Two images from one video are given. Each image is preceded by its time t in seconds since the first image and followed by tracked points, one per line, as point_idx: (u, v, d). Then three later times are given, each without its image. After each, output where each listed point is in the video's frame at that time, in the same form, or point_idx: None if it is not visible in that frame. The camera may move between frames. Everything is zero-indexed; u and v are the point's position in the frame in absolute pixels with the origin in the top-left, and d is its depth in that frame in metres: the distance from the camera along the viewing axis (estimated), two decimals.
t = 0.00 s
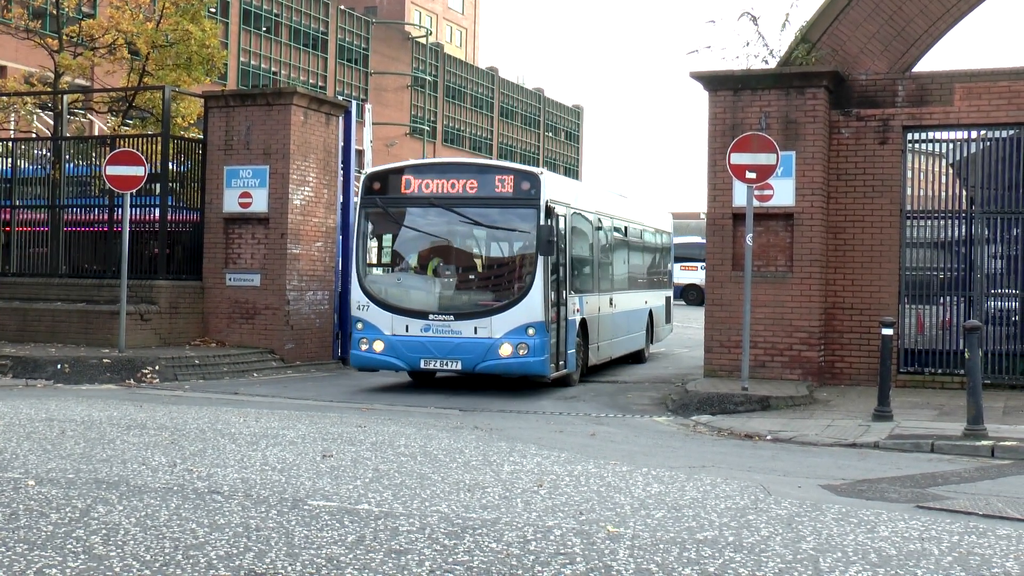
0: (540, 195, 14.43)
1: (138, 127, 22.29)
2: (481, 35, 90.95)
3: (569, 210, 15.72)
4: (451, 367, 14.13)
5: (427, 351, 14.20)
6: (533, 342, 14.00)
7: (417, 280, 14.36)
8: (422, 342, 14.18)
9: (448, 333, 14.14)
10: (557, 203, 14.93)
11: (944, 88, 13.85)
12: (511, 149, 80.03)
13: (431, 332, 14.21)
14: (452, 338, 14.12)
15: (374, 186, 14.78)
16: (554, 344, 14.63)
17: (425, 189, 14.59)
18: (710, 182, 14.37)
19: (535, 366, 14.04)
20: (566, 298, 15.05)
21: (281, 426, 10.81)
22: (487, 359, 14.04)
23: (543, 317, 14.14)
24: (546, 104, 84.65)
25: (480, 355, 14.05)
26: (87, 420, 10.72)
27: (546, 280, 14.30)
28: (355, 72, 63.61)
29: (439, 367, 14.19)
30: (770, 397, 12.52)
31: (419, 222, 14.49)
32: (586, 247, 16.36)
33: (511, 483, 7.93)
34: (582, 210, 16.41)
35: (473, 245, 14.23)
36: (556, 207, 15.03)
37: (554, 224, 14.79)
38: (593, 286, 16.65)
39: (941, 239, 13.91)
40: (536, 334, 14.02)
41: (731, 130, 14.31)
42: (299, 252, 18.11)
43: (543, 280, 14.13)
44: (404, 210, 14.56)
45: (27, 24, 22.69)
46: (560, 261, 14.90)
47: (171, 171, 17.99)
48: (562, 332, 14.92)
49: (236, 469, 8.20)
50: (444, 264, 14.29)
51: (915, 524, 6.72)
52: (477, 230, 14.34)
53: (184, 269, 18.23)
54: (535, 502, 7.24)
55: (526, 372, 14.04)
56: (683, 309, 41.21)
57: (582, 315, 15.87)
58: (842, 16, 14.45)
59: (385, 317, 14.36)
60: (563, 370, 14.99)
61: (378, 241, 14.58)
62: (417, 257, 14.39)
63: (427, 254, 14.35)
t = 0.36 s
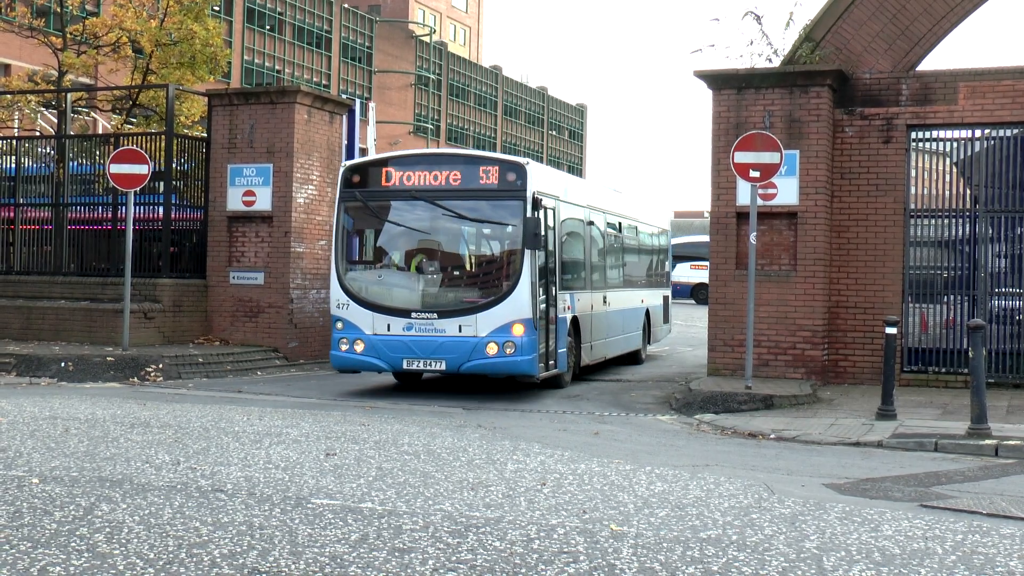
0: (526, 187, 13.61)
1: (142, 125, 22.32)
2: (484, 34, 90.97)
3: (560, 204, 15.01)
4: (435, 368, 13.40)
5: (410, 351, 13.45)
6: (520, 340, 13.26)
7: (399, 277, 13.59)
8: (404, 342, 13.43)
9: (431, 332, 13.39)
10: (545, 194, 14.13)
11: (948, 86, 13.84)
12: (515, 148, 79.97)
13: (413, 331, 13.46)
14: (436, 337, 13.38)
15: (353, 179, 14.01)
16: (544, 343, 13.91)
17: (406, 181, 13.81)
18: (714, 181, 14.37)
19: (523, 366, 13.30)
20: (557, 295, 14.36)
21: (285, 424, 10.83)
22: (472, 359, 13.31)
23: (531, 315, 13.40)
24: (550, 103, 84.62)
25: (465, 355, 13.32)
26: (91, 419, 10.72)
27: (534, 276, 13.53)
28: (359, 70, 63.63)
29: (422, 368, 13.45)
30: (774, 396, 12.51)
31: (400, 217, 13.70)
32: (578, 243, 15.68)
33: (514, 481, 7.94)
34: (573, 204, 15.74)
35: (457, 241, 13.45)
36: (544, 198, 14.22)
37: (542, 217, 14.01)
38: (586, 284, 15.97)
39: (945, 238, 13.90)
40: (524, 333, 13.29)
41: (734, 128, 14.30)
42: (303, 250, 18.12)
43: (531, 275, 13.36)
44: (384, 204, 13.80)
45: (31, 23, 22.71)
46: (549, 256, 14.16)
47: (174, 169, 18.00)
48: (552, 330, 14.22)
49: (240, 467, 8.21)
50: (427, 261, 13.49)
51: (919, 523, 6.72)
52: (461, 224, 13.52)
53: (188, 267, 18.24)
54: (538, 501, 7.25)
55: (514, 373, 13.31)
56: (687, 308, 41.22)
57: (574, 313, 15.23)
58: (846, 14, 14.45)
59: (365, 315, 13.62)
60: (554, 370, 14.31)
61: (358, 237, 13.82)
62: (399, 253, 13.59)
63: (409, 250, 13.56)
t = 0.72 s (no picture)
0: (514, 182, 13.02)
1: (145, 126, 22.34)
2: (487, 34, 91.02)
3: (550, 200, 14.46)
4: (418, 371, 12.85)
5: (392, 354, 12.90)
6: (507, 342, 12.75)
7: (382, 277, 13.02)
8: (386, 344, 12.88)
9: (414, 334, 12.85)
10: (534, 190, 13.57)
11: (951, 87, 13.83)
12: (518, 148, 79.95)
13: (395, 332, 12.90)
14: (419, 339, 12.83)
15: (335, 175, 13.44)
16: (532, 346, 13.37)
17: (389, 176, 13.26)
18: (717, 181, 14.37)
19: (510, 369, 12.79)
20: (545, 295, 13.79)
21: (288, 425, 10.84)
22: (457, 362, 12.77)
23: (518, 316, 12.88)
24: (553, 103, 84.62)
25: (450, 358, 12.78)
26: (95, 419, 10.73)
27: (521, 275, 12.99)
28: (362, 71, 63.67)
29: (405, 371, 12.90)
30: (777, 396, 12.51)
31: (383, 214, 13.14)
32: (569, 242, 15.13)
33: (518, 482, 7.94)
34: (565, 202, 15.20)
35: (443, 241, 12.90)
36: (532, 193, 13.62)
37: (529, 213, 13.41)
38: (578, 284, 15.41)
39: (948, 238, 13.89)
40: (511, 335, 12.77)
41: (737, 128, 14.29)
42: (306, 251, 18.13)
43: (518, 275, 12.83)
44: (366, 200, 13.24)
45: (35, 23, 22.76)
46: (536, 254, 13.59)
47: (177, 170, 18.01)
48: (541, 332, 13.67)
49: (243, 468, 8.22)
50: (412, 260, 12.93)
51: (923, 523, 6.71)
52: (447, 222, 12.97)
53: (191, 268, 18.26)
54: (542, 501, 7.25)
55: (501, 376, 12.79)
56: (690, 309, 41.25)
57: (565, 314, 14.68)
58: (849, 14, 14.42)
59: (346, 317, 13.05)
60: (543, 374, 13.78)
61: (340, 234, 13.25)
62: (382, 252, 13.02)
63: (393, 250, 13.00)
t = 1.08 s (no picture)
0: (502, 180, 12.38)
1: (149, 129, 22.35)
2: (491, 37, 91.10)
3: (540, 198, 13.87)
4: (402, 378, 12.23)
5: (374, 360, 12.28)
6: (494, 349, 12.08)
7: (363, 278, 12.41)
8: (367, 350, 12.26)
9: (397, 339, 12.22)
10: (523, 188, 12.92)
11: (955, 87, 13.87)
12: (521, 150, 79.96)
13: (378, 337, 12.28)
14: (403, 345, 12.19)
15: (315, 172, 12.88)
16: (521, 352, 12.70)
17: (371, 173, 12.69)
18: (720, 183, 14.35)
19: (497, 376, 12.11)
20: (536, 297, 13.14)
21: (291, 428, 10.84)
22: (442, 369, 12.13)
23: (506, 320, 12.20)
24: (556, 105, 84.63)
25: (435, 364, 12.14)
26: (99, 422, 10.74)
27: (510, 277, 12.32)
28: (365, 73, 63.74)
29: (388, 378, 12.28)
30: (781, 398, 12.49)
31: (365, 213, 12.55)
32: (560, 242, 14.54)
33: (522, 484, 7.94)
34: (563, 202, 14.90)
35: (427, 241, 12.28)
36: (522, 192, 13.01)
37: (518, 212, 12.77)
38: (569, 285, 14.78)
39: (952, 239, 13.87)
40: (498, 340, 12.10)
41: (741, 130, 14.28)
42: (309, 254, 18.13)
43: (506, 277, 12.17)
44: (346, 198, 12.67)
45: (38, 26, 22.81)
46: (526, 255, 12.95)
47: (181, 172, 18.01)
48: (531, 338, 13.00)
49: (247, 471, 8.23)
50: (395, 261, 12.32)
51: (928, 525, 6.70)
52: (433, 221, 12.35)
53: (194, 271, 18.27)
54: (546, 503, 7.25)
55: (488, 383, 12.11)
56: (693, 311, 41.22)
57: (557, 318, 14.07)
58: (852, 15, 14.41)
59: (325, 320, 12.45)
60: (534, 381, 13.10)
61: (321, 234, 12.66)
62: (364, 253, 12.42)
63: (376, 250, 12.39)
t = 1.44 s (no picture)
0: (491, 177, 11.79)
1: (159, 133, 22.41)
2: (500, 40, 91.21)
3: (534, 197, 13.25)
4: (387, 387, 11.61)
5: (357, 368, 11.67)
6: (484, 355, 11.50)
7: (346, 283, 11.78)
8: (350, 359, 11.64)
9: (381, 346, 11.60)
10: (514, 185, 12.36)
11: (966, 88, 13.80)
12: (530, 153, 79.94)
13: (361, 345, 11.66)
14: (388, 352, 11.58)
15: (294, 172, 12.29)
16: (513, 357, 12.10)
17: (352, 173, 12.11)
18: (730, 185, 14.33)
19: (488, 384, 11.53)
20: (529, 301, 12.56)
21: (302, 431, 10.85)
22: (430, 377, 11.53)
23: (496, 325, 11.62)
24: (565, 108, 84.59)
25: (422, 373, 11.53)
26: (109, 426, 10.77)
27: (500, 279, 11.74)
28: (374, 77, 63.85)
29: (372, 388, 11.66)
30: (793, 400, 12.46)
31: (347, 214, 11.94)
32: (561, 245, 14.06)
33: (532, 487, 7.93)
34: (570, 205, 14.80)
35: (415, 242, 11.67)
36: (512, 189, 12.39)
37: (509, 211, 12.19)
38: (566, 289, 14.11)
39: (964, 240, 13.83)
40: (488, 346, 11.52)
41: (750, 131, 14.25)
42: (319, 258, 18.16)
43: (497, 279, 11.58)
44: (325, 200, 12.08)
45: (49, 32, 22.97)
46: (518, 256, 12.35)
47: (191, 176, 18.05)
48: (524, 343, 12.39)
49: (258, 474, 8.24)
50: (381, 264, 11.69)
51: (940, 528, 6.67)
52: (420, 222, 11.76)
53: (205, 275, 18.32)
54: (556, 506, 7.24)
55: (478, 392, 11.53)
56: (702, 314, 41.18)
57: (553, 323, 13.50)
58: (862, 16, 14.37)
59: (305, 327, 11.82)
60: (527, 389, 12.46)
61: (301, 237, 12.04)
62: (348, 255, 11.79)
63: (360, 254, 11.77)
